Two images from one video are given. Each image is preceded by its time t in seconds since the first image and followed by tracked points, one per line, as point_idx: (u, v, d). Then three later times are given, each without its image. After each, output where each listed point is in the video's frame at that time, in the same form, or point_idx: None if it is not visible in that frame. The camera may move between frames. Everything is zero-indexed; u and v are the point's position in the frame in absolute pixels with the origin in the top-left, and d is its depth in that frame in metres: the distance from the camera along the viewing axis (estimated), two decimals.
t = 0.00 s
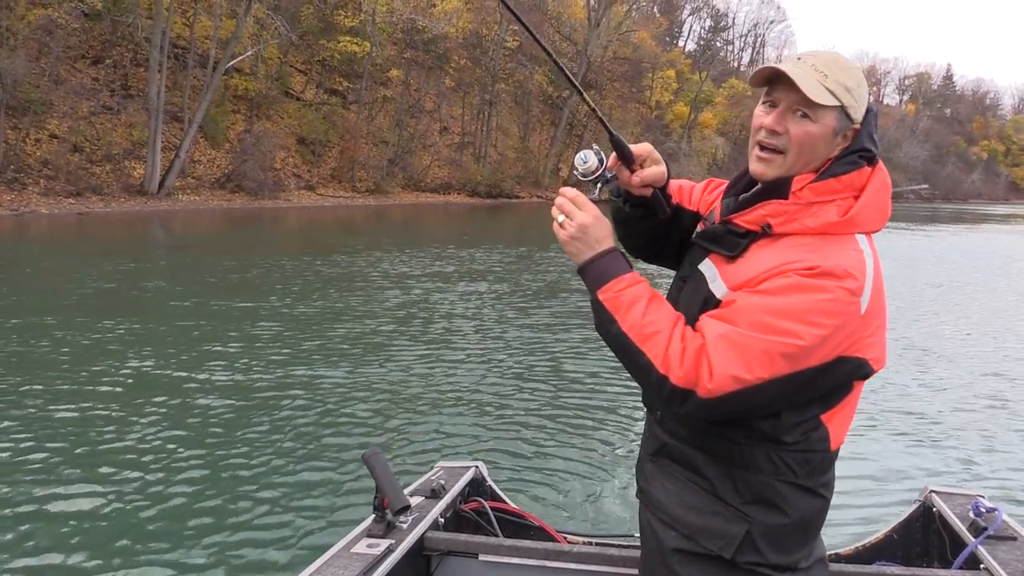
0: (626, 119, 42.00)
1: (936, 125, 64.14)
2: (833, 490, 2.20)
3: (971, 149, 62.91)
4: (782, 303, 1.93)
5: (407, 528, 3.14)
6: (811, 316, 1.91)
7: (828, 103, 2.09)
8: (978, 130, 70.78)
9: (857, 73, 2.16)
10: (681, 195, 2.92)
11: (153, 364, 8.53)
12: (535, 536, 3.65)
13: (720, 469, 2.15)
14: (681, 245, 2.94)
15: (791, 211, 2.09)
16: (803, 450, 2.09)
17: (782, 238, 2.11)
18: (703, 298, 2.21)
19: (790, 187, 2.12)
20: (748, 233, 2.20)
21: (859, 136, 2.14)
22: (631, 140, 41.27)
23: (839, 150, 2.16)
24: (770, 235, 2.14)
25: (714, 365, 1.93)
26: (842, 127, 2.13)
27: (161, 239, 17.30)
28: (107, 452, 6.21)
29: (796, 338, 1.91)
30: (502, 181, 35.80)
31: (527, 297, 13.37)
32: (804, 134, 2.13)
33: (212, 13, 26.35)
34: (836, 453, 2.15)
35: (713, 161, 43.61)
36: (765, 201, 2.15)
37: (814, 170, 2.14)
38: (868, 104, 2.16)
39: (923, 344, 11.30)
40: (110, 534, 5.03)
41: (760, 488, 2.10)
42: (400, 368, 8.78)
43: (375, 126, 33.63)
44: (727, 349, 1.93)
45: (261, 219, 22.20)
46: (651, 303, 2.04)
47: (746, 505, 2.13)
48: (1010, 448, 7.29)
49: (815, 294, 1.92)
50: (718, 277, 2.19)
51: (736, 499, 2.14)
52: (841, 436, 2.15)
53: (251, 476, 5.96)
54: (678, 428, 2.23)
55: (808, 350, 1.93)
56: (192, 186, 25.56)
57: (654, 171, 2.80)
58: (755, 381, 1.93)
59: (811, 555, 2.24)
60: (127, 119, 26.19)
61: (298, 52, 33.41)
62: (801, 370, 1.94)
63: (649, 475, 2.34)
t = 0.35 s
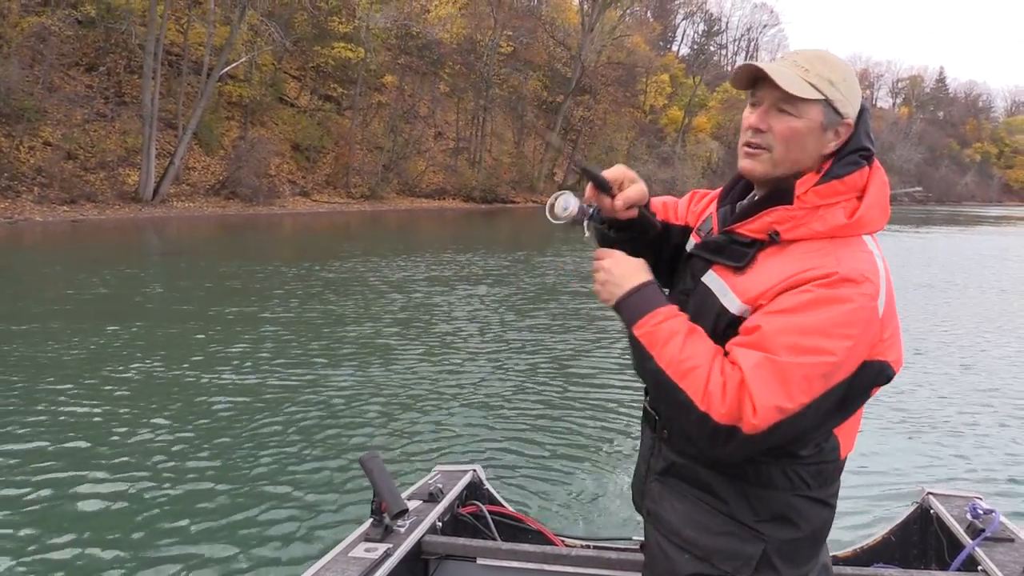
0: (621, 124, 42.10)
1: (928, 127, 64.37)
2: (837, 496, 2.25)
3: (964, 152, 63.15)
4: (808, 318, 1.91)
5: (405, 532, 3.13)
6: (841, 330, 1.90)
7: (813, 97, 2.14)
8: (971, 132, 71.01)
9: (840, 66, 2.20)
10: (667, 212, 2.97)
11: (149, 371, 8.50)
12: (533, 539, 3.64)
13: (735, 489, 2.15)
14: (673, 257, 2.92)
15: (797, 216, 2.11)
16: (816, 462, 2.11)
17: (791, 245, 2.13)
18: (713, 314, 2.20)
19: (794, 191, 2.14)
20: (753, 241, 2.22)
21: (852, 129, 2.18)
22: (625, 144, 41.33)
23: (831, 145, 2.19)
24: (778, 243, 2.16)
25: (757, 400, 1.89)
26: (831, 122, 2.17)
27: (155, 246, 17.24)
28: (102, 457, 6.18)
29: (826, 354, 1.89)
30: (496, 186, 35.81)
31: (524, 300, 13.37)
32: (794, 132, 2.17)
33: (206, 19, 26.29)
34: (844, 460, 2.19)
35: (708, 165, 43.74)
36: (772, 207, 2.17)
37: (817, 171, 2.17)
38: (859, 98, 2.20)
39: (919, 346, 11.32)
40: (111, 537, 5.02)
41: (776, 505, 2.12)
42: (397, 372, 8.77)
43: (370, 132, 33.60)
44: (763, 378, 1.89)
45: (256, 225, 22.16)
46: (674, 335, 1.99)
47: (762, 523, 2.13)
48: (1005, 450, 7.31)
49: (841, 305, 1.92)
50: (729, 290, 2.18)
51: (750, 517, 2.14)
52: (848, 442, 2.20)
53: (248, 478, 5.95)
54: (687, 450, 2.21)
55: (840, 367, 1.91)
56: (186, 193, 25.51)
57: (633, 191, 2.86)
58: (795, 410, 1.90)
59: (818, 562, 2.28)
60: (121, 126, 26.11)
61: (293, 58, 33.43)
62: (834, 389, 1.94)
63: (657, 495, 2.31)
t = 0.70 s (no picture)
0: (615, 128, 42.16)
1: (922, 129, 64.53)
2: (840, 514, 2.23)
3: (958, 154, 63.31)
4: (802, 328, 1.90)
5: (402, 540, 3.11)
6: (833, 337, 1.89)
7: (764, 97, 2.20)
8: (964, 135, 71.23)
9: (797, 64, 2.26)
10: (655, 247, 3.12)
11: (145, 379, 8.48)
12: (531, 547, 3.62)
13: (734, 509, 2.14)
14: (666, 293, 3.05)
15: (781, 221, 2.13)
16: (815, 479, 2.11)
17: (777, 252, 2.14)
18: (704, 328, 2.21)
19: (776, 197, 2.17)
20: (741, 251, 2.24)
21: (819, 127, 2.21)
22: (620, 149, 41.40)
23: (798, 143, 2.23)
24: (767, 250, 2.17)
25: (756, 422, 1.87)
26: (791, 121, 2.21)
27: (150, 253, 17.21)
28: (95, 472, 6.18)
29: (822, 364, 1.87)
30: (491, 192, 35.77)
31: (520, 305, 13.35)
32: (751, 133, 2.24)
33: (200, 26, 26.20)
34: (845, 476, 2.19)
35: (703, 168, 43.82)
36: (754, 214, 2.20)
37: (797, 175, 2.19)
38: (827, 97, 2.23)
39: (915, 349, 11.33)
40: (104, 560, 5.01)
41: (776, 525, 2.11)
42: (393, 380, 8.75)
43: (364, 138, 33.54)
44: (763, 398, 1.87)
45: (251, 232, 22.12)
46: (669, 369, 2.00)
47: (762, 545, 2.12)
48: (1001, 454, 7.31)
49: (832, 311, 1.91)
50: (719, 304, 2.19)
51: (750, 538, 2.13)
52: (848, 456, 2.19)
53: (243, 494, 5.96)
54: (682, 472, 2.22)
55: (840, 379, 1.89)
56: (181, 200, 25.43)
57: (604, 229, 3.05)
58: (798, 428, 1.87)
59: None
60: (115, 133, 26.05)
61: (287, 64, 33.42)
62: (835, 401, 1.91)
63: (656, 516, 2.31)
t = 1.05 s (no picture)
0: (611, 130, 42.24)
1: (917, 131, 64.76)
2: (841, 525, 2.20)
3: (952, 155, 63.50)
4: (784, 331, 1.90)
5: (400, 544, 3.10)
6: (815, 338, 1.88)
7: (739, 103, 2.21)
8: (958, 136, 71.48)
9: (775, 67, 2.25)
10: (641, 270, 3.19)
11: (143, 382, 8.48)
12: (529, 550, 3.62)
13: (728, 520, 2.13)
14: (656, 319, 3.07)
15: (764, 225, 2.14)
16: (811, 488, 2.10)
17: (762, 256, 2.15)
18: (692, 335, 2.22)
19: (759, 201, 2.18)
20: (727, 257, 2.26)
21: (799, 128, 2.21)
22: (616, 151, 41.49)
23: (777, 147, 2.22)
24: (751, 255, 2.18)
25: (737, 426, 1.87)
26: (769, 126, 2.22)
27: (146, 256, 17.22)
28: (92, 476, 6.18)
29: (804, 366, 1.86)
30: (487, 194, 35.79)
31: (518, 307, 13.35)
32: (729, 139, 2.25)
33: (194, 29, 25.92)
34: (843, 486, 2.17)
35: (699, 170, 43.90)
36: (737, 220, 2.21)
37: (779, 180, 2.20)
38: (807, 99, 2.22)
39: (912, 350, 11.36)
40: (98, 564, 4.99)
41: (771, 535, 2.10)
42: (391, 381, 8.75)
43: (360, 140, 33.41)
44: (746, 403, 1.87)
45: (247, 234, 22.11)
46: (654, 380, 2.01)
47: (758, 555, 2.10)
48: (999, 455, 7.33)
49: (815, 312, 1.90)
50: (707, 310, 2.19)
51: (746, 549, 2.12)
52: (845, 466, 2.18)
53: (242, 496, 5.98)
54: (676, 484, 2.22)
55: (825, 381, 1.88)
56: (177, 203, 25.42)
57: (586, 262, 3.02)
58: (785, 433, 1.86)
59: None
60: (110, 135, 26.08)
61: (283, 67, 33.42)
62: (823, 404, 1.89)
63: (651, 528, 2.31)
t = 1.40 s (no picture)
0: (610, 129, 42.20)
1: (916, 130, 64.81)
2: (843, 517, 2.20)
3: (952, 155, 63.53)
4: (775, 319, 1.91)
5: (402, 544, 3.11)
6: (805, 326, 1.89)
7: (721, 109, 2.23)
8: (957, 135, 71.52)
9: (759, 70, 2.25)
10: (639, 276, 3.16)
11: (145, 380, 8.50)
12: (532, 549, 3.62)
13: (726, 509, 2.15)
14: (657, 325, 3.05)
15: (757, 220, 2.15)
16: (809, 478, 2.10)
17: (755, 250, 2.15)
18: (689, 329, 2.23)
19: (751, 197, 2.19)
20: (724, 252, 2.27)
21: (785, 128, 2.21)
22: (615, 150, 41.47)
23: (766, 147, 2.23)
24: (745, 249, 2.19)
25: (728, 412, 1.88)
26: (754, 128, 2.22)
27: (145, 254, 17.21)
28: (98, 472, 6.22)
29: (793, 353, 1.87)
30: (487, 193, 35.81)
31: (518, 305, 13.35)
32: (718, 142, 2.26)
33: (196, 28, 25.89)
34: (843, 478, 2.17)
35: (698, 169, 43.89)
36: (732, 216, 2.23)
37: (771, 177, 2.20)
38: (792, 96, 2.21)
39: (912, 349, 11.38)
40: (104, 560, 5.02)
41: (770, 525, 2.10)
42: (393, 380, 8.77)
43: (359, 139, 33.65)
44: (737, 391, 1.88)
45: (246, 233, 22.11)
46: (641, 378, 2.05)
47: (756, 544, 2.11)
48: (1000, 454, 7.35)
49: (804, 302, 1.92)
50: (703, 303, 2.21)
51: (744, 538, 2.12)
52: (845, 457, 2.17)
53: (245, 494, 5.99)
54: (677, 476, 2.23)
55: (814, 367, 1.88)
56: (176, 202, 25.37)
57: (584, 270, 3.06)
58: (777, 418, 1.87)
59: None
60: (109, 133, 26.06)
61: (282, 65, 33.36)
62: (815, 390, 1.90)
63: (652, 521, 2.33)
